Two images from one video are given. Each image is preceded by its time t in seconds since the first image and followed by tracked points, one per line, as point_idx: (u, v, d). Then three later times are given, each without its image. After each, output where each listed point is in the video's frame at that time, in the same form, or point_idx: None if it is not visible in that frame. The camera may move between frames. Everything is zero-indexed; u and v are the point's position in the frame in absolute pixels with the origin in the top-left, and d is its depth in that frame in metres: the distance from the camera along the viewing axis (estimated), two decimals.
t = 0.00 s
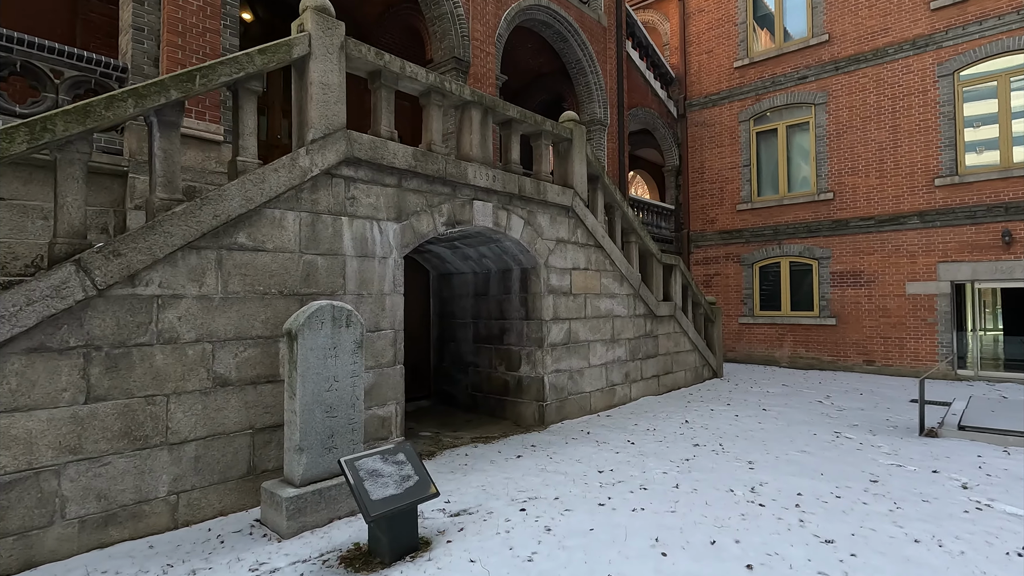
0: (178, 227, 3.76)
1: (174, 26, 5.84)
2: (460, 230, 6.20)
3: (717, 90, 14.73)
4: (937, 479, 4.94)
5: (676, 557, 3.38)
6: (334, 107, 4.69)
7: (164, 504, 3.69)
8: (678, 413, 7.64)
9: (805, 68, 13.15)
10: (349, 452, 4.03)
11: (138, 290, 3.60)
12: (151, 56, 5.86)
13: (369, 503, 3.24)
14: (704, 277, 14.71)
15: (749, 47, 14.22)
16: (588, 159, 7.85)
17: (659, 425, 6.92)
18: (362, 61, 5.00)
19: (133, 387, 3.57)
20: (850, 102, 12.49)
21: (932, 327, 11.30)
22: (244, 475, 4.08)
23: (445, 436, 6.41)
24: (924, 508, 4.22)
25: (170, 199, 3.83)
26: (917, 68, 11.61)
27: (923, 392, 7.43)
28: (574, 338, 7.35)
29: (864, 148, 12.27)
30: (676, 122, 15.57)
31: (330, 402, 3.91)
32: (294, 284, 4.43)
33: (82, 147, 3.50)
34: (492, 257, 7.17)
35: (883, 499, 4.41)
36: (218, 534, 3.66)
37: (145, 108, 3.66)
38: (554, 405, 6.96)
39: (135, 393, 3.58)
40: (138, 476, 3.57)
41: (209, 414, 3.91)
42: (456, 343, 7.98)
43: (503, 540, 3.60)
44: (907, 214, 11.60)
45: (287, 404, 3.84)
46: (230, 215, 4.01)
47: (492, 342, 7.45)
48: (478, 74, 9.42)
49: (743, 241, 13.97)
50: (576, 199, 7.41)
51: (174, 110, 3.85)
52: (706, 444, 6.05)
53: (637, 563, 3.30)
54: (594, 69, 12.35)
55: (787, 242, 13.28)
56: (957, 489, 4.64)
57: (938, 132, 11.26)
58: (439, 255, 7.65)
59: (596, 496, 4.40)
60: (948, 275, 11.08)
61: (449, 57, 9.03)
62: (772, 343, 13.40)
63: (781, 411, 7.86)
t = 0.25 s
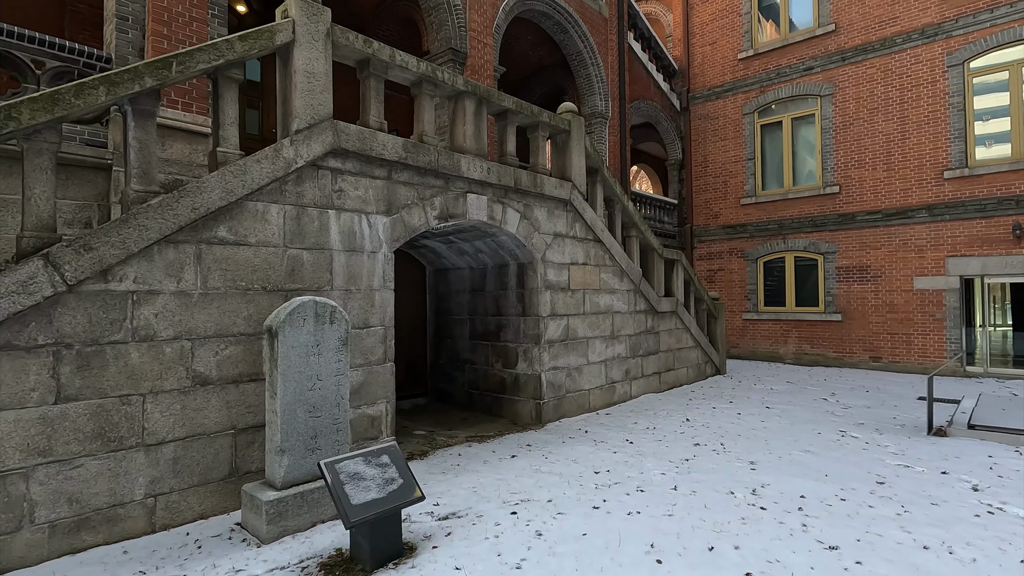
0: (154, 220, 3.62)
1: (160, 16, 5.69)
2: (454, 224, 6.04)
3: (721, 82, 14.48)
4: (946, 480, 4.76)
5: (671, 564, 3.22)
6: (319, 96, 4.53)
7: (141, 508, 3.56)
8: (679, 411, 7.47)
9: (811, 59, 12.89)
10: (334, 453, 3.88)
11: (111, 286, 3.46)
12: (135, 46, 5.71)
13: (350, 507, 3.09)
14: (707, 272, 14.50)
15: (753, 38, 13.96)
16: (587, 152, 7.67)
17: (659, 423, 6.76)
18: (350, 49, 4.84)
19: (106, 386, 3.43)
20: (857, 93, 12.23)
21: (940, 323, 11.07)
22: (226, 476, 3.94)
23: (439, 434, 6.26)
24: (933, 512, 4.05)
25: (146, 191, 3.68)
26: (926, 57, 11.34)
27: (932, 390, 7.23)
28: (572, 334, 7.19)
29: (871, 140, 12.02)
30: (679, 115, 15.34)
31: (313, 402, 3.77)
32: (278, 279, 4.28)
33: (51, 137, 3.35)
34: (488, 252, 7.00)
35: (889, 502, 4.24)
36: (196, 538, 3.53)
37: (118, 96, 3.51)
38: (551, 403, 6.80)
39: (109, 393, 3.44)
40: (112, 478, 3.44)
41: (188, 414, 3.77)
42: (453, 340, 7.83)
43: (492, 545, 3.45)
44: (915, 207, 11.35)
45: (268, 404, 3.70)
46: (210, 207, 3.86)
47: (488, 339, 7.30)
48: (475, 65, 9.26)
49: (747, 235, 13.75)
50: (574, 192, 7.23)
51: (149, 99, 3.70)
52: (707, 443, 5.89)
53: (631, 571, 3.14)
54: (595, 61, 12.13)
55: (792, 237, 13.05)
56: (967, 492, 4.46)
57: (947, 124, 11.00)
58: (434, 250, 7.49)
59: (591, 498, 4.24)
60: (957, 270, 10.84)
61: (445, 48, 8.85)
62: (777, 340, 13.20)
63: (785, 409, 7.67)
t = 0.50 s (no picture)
0: (125, 208, 3.47)
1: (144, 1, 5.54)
2: (447, 215, 5.87)
3: (726, 73, 14.21)
4: (956, 480, 4.56)
5: (663, 569, 3.06)
6: (302, 81, 4.37)
7: (113, 507, 3.43)
8: (679, 407, 7.30)
9: (818, 49, 12.61)
10: (315, 450, 3.74)
11: (80, 277, 3.32)
12: (119, 33, 5.56)
13: (325, 508, 2.95)
14: (711, 267, 14.28)
15: (759, 28, 13.68)
16: (585, 142, 7.48)
17: (658, 420, 6.58)
18: (335, 32, 4.66)
19: (74, 381, 3.29)
20: (865, 83, 11.94)
21: (949, 318, 10.81)
22: (204, 474, 3.81)
23: (432, 431, 6.12)
24: (942, 513, 3.86)
25: (117, 178, 3.53)
26: (937, 45, 11.04)
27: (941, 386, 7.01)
28: (569, 329, 7.02)
29: (879, 131, 11.74)
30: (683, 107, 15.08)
31: (291, 397, 3.62)
32: (259, 270, 4.13)
33: (14, 121, 3.21)
34: (484, 244, 6.83)
35: (896, 503, 4.05)
36: (169, 539, 3.40)
37: (85, 78, 3.36)
38: (548, 399, 6.64)
39: (77, 388, 3.30)
40: (82, 477, 3.31)
41: (163, 410, 3.63)
42: (448, 334, 7.68)
43: (476, 548, 3.29)
44: (924, 199, 11.08)
45: (245, 400, 3.56)
46: (185, 196, 3.71)
47: (484, 334, 7.14)
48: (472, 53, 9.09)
49: (752, 229, 13.51)
50: (572, 183, 7.05)
51: (120, 82, 3.55)
52: (707, 441, 5.72)
53: None
54: (596, 51, 11.91)
55: (797, 230, 12.80)
56: (978, 493, 4.27)
57: (958, 113, 10.71)
58: (429, 243, 7.33)
59: (583, 498, 4.08)
60: (967, 264, 10.57)
61: (442, 36, 8.66)
62: (782, 335, 12.98)
63: (789, 406, 7.48)
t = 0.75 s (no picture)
0: (95, 202, 3.33)
1: None
2: (439, 210, 5.71)
3: (731, 66, 13.94)
4: (966, 486, 4.37)
5: None
6: (284, 71, 4.21)
7: (83, 513, 3.30)
8: (680, 407, 7.12)
9: (826, 40, 12.32)
10: (294, 454, 3.60)
11: (46, 273, 3.19)
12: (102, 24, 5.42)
13: (296, 517, 2.80)
14: (715, 263, 14.05)
15: (765, 19, 13.40)
16: (584, 135, 7.29)
17: (658, 421, 6.41)
18: (319, 20, 4.50)
19: (40, 382, 3.16)
20: (874, 75, 11.66)
21: (960, 316, 10.54)
22: (180, 478, 3.67)
23: (425, 431, 5.97)
24: (951, 522, 3.67)
25: (86, 170, 3.39)
26: (948, 35, 10.74)
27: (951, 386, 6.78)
28: (567, 327, 6.85)
29: (889, 124, 11.45)
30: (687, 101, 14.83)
31: (268, 399, 3.48)
32: (239, 267, 3.99)
33: None
34: (479, 240, 6.67)
35: (903, 511, 3.86)
36: (141, 546, 3.27)
37: (50, 66, 3.21)
38: (544, 398, 6.48)
39: (44, 389, 3.17)
40: (49, 481, 3.19)
41: (136, 412, 3.50)
42: (444, 332, 7.53)
43: (458, 558, 3.14)
44: (935, 194, 10.81)
45: (220, 401, 3.42)
46: (159, 189, 3.57)
47: (480, 331, 6.98)
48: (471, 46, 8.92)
49: (757, 225, 13.26)
50: (570, 178, 6.86)
51: (90, 70, 3.40)
52: (706, 443, 5.54)
53: None
54: (598, 43, 11.69)
55: (804, 226, 12.54)
56: (989, 500, 4.07)
57: (970, 105, 10.42)
58: (423, 239, 7.18)
59: (574, 504, 3.92)
60: (979, 260, 10.29)
61: (438, 28, 8.48)
62: (788, 333, 12.75)
63: (793, 406, 7.29)
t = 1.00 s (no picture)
0: (75, 200, 3.23)
1: None
2: (436, 207, 5.59)
3: (739, 60, 13.71)
4: (981, 494, 4.19)
5: None
6: (274, 65, 4.10)
7: (65, 518, 3.22)
8: (684, 409, 6.97)
9: (836, 33, 12.06)
10: (281, 458, 3.50)
11: (24, 273, 3.10)
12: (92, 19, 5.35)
13: (277, 527, 2.69)
14: (722, 261, 13.85)
15: (774, 12, 13.15)
16: (586, 130, 7.14)
17: (661, 423, 6.26)
18: (310, 12, 4.38)
19: (18, 384, 3.08)
20: (885, 68, 11.39)
21: (973, 315, 10.30)
22: (167, 483, 3.59)
23: (423, 433, 5.87)
24: (965, 533, 3.51)
25: (67, 166, 3.30)
26: (963, 27, 10.47)
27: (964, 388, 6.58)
28: (568, 326, 6.71)
29: (901, 119, 11.19)
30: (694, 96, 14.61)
31: (254, 402, 3.38)
32: (227, 266, 3.89)
33: None
34: (478, 237, 6.54)
35: (914, 520, 3.70)
36: (122, 553, 3.18)
37: (28, 59, 3.11)
38: (545, 399, 6.35)
39: (22, 392, 3.09)
40: (29, 486, 3.10)
41: (119, 415, 3.41)
42: (444, 331, 7.41)
43: (447, 569, 3.02)
44: (948, 190, 10.55)
45: (204, 405, 3.32)
46: (143, 187, 3.47)
47: (480, 331, 6.86)
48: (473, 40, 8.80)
49: (765, 222, 13.04)
50: (572, 174, 6.72)
51: (70, 64, 3.31)
52: (710, 446, 5.40)
53: None
54: (603, 37, 11.51)
55: (812, 223, 12.32)
56: (1005, 509, 3.90)
57: (985, 99, 10.16)
58: (423, 236, 7.06)
59: (571, 511, 3.80)
60: (993, 257, 10.03)
61: (439, 22, 8.34)
62: (796, 332, 12.53)
63: (800, 407, 7.12)
